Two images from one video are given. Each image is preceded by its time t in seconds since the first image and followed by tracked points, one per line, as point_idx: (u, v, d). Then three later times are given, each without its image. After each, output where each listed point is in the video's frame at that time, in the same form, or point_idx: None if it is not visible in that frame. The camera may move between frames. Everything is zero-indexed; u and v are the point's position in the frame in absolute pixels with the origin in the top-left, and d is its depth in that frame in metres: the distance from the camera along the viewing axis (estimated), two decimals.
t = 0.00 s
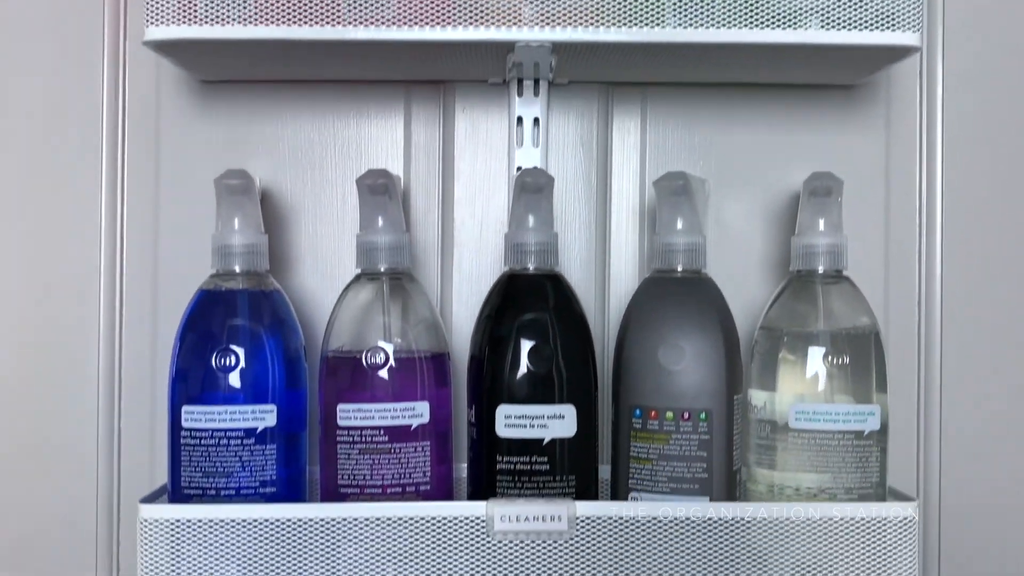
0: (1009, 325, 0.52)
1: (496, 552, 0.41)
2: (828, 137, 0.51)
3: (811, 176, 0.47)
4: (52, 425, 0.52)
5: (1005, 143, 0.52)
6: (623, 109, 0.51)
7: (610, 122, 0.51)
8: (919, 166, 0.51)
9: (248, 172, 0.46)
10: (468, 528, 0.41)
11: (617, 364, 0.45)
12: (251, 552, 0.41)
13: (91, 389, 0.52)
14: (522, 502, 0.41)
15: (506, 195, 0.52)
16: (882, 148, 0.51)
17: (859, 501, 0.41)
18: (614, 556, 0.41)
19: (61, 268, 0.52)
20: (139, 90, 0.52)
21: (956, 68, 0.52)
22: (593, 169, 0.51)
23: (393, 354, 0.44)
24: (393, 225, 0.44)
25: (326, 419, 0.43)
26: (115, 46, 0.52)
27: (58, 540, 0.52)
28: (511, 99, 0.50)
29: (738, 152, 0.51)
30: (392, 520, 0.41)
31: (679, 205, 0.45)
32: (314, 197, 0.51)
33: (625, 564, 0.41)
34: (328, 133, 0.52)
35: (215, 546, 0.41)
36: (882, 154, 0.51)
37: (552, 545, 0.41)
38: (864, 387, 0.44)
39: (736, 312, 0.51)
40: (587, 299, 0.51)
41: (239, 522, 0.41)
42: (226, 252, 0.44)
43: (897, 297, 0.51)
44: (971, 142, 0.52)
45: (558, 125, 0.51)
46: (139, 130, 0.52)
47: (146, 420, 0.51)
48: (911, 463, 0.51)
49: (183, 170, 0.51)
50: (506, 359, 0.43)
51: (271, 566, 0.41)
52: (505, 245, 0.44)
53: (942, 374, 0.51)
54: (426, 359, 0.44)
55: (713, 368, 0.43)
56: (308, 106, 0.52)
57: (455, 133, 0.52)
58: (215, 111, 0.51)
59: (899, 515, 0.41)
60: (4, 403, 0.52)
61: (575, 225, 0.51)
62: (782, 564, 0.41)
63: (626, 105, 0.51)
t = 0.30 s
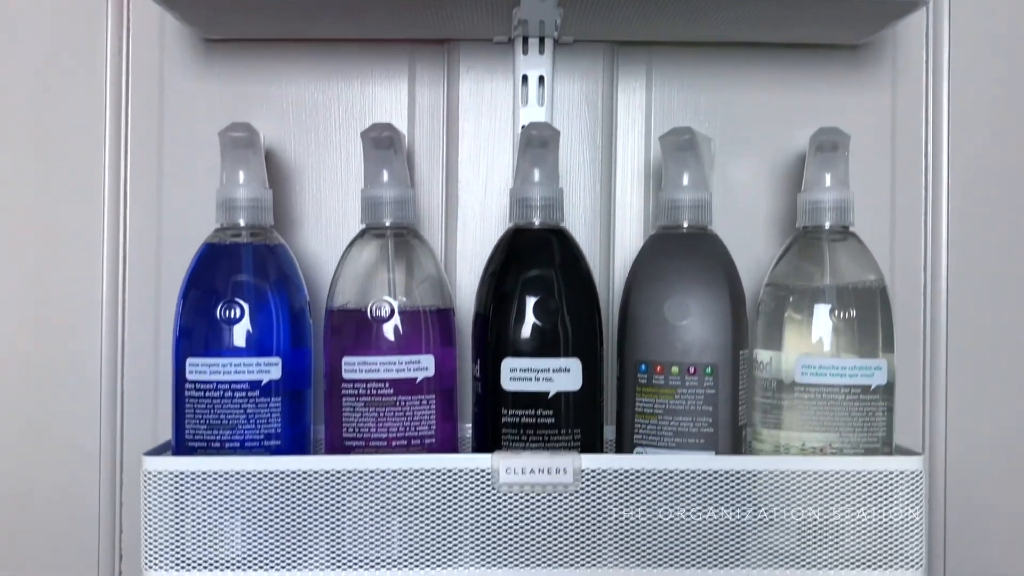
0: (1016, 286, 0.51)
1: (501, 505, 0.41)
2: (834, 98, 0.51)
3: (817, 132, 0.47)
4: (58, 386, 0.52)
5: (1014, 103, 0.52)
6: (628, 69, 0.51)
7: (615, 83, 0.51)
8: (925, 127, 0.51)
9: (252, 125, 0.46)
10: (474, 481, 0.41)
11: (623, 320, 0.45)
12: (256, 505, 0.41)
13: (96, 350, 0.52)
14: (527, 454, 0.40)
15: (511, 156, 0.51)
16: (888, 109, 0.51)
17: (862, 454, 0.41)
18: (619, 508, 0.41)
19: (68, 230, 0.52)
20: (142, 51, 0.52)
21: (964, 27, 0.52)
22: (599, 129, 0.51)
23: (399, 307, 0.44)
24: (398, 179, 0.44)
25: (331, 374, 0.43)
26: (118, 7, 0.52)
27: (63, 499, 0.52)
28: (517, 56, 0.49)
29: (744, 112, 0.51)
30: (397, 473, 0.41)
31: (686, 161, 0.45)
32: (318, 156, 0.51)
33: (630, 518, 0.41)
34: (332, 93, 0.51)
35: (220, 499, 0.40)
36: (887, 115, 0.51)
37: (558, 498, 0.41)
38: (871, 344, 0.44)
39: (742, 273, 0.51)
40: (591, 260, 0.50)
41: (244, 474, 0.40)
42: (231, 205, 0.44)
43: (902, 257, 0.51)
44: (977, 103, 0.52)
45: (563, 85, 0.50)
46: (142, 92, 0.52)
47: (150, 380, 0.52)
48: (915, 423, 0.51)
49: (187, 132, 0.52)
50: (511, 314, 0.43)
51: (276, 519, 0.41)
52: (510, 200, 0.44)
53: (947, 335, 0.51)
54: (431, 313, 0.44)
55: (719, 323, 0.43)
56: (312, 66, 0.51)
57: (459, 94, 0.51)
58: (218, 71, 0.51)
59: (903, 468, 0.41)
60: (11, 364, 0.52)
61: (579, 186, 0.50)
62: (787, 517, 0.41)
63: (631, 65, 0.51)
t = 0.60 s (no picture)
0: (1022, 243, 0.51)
1: (506, 452, 0.41)
2: (839, 54, 0.51)
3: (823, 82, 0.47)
4: (56, 358, 0.51)
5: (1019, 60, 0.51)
6: (633, 23, 0.51)
7: (620, 38, 0.51)
8: (931, 84, 0.51)
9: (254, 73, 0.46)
10: (478, 428, 0.41)
11: (629, 271, 0.45)
12: (260, 452, 0.40)
13: (98, 320, 0.51)
14: (532, 401, 0.40)
15: (516, 109, 0.51)
16: (892, 64, 0.51)
17: (870, 402, 0.41)
18: (624, 456, 0.41)
19: (67, 196, 0.51)
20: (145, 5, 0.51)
21: None
22: (603, 84, 0.50)
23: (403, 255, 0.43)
24: (402, 126, 0.43)
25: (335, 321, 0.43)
26: None
27: (64, 477, 0.51)
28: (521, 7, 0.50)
29: (749, 68, 0.51)
30: (401, 419, 0.40)
31: (692, 109, 0.44)
32: (321, 110, 0.51)
33: (635, 464, 0.41)
34: (336, 48, 0.51)
35: (223, 445, 0.40)
36: (893, 71, 0.51)
37: (562, 445, 0.41)
38: (877, 293, 0.44)
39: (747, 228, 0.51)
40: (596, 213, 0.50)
41: (248, 421, 0.40)
42: (235, 152, 0.43)
43: (907, 214, 0.51)
44: (983, 60, 0.51)
45: (569, 40, 0.50)
46: (145, 46, 0.51)
47: (152, 347, 0.51)
48: (921, 379, 0.51)
49: (191, 90, 0.51)
50: (516, 261, 0.43)
51: (280, 466, 0.40)
52: (516, 148, 0.44)
53: (952, 290, 0.51)
54: (435, 260, 0.44)
55: (726, 270, 0.43)
56: (316, 21, 0.51)
57: (463, 48, 0.51)
58: (222, 26, 0.51)
59: (912, 416, 0.41)
60: (7, 337, 0.51)
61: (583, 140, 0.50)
62: (794, 465, 0.41)
63: (637, 20, 0.51)
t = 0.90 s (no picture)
0: None
1: (508, 407, 0.41)
2: (843, 19, 0.51)
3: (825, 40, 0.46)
4: (58, 326, 0.51)
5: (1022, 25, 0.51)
6: None
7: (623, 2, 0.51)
8: (934, 48, 0.51)
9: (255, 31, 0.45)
10: (480, 383, 0.40)
11: (632, 229, 0.45)
12: (261, 407, 0.40)
13: (99, 286, 0.51)
14: (535, 356, 0.40)
15: (516, 74, 0.51)
16: (895, 28, 0.51)
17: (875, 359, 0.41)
18: (626, 412, 0.41)
19: (68, 162, 0.51)
20: None
21: None
22: (605, 49, 0.51)
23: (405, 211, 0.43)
24: (404, 85, 0.43)
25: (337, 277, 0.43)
26: None
27: (65, 445, 0.50)
28: None
29: (752, 32, 0.51)
30: (403, 374, 0.40)
31: (694, 66, 0.44)
32: (322, 73, 0.51)
33: (637, 420, 0.41)
34: (338, 12, 0.51)
35: (224, 400, 0.40)
36: (896, 35, 0.51)
37: (564, 400, 0.41)
38: (880, 252, 0.43)
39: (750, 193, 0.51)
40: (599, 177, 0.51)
41: (249, 376, 0.40)
42: (237, 109, 0.43)
43: (910, 178, 0.51)
44: (986, 25, 0.51)
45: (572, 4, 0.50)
46: (148, 8, 0.51)
47: (153, 311, 0.51)
48: (924, 343, 0.51)
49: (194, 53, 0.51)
50: (518, 218, 0.42)
51: (281, 421, 0.40)
52: (518, 107, 0.44)
53: (955, 254, 0.51)
54: (437, 216, 0.43)
55: (729, 227, 0.43)
56: None
57: (466, 12, 0.51)
58: None
59: (917, 373, 0.40)
60: (8, 304, 0.50)
61: (586, 105, 0.50)
62: (797, 421, 0.40)
63: None
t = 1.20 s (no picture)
0: None
1: (509, 364, 0.41)
2: None
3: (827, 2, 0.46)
4: (58, 292, 0.51)
5: None
6: None
7: None
8: (936, 15, 0.51)
9: None
10: (482, 339, 0.40)
11: (634, 189, 0.45)
12: (262, 363, 0.40)
13: (100, 252, 0.51)
14: (537, 312, 0.40)
15: (518, 39, 0.51)
16: None
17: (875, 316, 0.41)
18: (626, 368, 0.41)
19: (68, 129, 0.51)
20: None
21: None
22: (607, 13, 0.50)
23: (406, 169, 0.43)
24: (405, 43, 0.43)
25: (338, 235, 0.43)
26: None
27: (66, 412, 0.50)
28: None
29: None
30: (404, 331, 0.40)
31: (696, 26, 0.44)
32: (323, 39, 0.51)
33: (638, 376, 0.41)
34: None
35: (225, 356, 0.40)
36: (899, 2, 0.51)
37: (565, 357, 0.41)
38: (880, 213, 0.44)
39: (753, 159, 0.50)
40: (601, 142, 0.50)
41: (250, 332, 0.40)
42: (238, 67, 0.43)
43: (913, 144, 0.51)
44: None
45: None
46: None
47: (154, 277, 0.51)
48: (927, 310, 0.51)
49: (195, 19, 0.51)
50: (519, 177, 0.42)
51: (282, 377, 0.40)
52: (521, 66, 0.44)
53: (956, 220, 0.51)
54: (438, 175, 0.44)
55: (731, 186, 0.43)
56: None
57: None
58: None
59: (918, 330, 0.40)
60: (8, 271, 0.50)
61: (588, 70, 0.50)
62: (799, 378, 0.40)
63: None
